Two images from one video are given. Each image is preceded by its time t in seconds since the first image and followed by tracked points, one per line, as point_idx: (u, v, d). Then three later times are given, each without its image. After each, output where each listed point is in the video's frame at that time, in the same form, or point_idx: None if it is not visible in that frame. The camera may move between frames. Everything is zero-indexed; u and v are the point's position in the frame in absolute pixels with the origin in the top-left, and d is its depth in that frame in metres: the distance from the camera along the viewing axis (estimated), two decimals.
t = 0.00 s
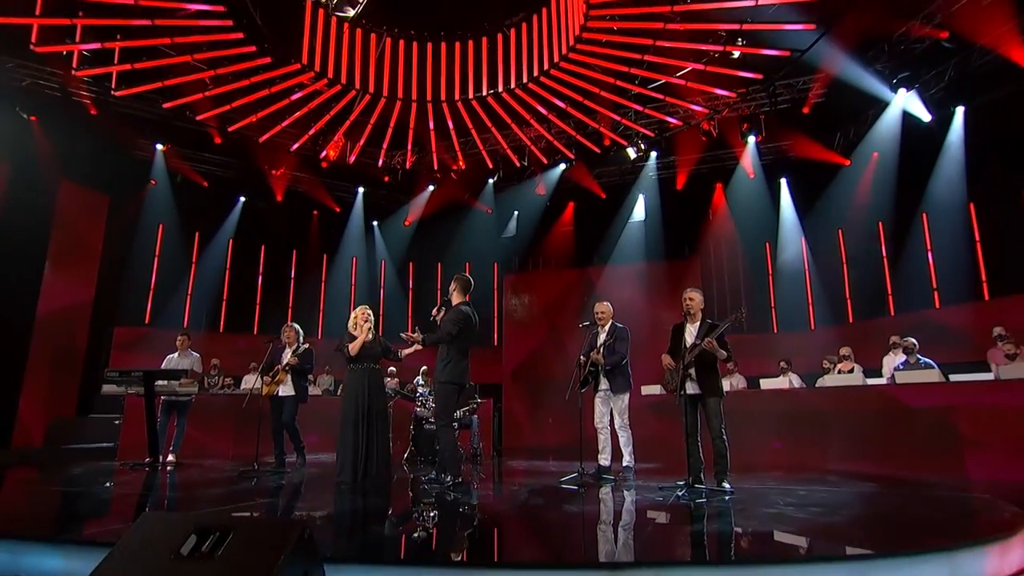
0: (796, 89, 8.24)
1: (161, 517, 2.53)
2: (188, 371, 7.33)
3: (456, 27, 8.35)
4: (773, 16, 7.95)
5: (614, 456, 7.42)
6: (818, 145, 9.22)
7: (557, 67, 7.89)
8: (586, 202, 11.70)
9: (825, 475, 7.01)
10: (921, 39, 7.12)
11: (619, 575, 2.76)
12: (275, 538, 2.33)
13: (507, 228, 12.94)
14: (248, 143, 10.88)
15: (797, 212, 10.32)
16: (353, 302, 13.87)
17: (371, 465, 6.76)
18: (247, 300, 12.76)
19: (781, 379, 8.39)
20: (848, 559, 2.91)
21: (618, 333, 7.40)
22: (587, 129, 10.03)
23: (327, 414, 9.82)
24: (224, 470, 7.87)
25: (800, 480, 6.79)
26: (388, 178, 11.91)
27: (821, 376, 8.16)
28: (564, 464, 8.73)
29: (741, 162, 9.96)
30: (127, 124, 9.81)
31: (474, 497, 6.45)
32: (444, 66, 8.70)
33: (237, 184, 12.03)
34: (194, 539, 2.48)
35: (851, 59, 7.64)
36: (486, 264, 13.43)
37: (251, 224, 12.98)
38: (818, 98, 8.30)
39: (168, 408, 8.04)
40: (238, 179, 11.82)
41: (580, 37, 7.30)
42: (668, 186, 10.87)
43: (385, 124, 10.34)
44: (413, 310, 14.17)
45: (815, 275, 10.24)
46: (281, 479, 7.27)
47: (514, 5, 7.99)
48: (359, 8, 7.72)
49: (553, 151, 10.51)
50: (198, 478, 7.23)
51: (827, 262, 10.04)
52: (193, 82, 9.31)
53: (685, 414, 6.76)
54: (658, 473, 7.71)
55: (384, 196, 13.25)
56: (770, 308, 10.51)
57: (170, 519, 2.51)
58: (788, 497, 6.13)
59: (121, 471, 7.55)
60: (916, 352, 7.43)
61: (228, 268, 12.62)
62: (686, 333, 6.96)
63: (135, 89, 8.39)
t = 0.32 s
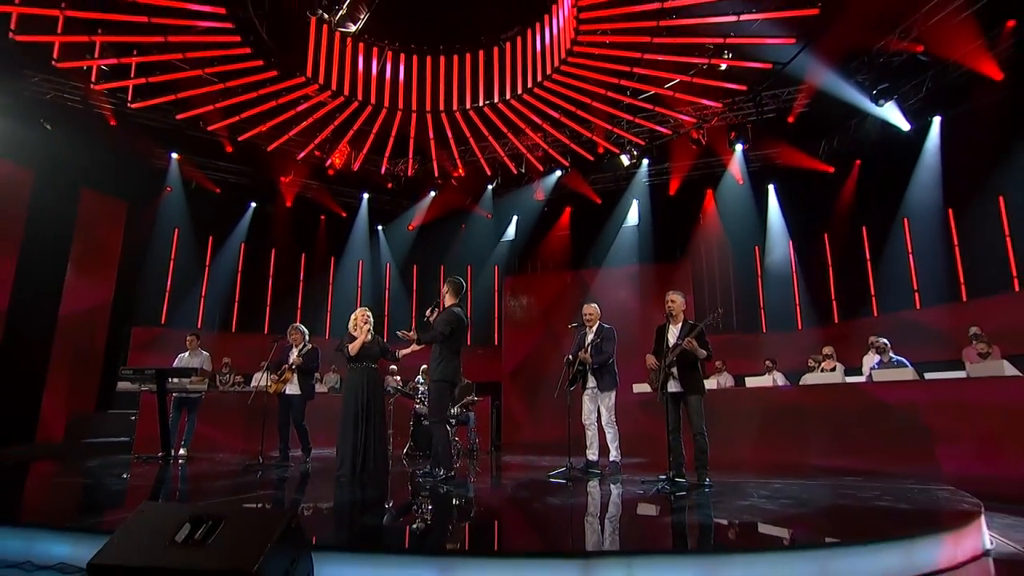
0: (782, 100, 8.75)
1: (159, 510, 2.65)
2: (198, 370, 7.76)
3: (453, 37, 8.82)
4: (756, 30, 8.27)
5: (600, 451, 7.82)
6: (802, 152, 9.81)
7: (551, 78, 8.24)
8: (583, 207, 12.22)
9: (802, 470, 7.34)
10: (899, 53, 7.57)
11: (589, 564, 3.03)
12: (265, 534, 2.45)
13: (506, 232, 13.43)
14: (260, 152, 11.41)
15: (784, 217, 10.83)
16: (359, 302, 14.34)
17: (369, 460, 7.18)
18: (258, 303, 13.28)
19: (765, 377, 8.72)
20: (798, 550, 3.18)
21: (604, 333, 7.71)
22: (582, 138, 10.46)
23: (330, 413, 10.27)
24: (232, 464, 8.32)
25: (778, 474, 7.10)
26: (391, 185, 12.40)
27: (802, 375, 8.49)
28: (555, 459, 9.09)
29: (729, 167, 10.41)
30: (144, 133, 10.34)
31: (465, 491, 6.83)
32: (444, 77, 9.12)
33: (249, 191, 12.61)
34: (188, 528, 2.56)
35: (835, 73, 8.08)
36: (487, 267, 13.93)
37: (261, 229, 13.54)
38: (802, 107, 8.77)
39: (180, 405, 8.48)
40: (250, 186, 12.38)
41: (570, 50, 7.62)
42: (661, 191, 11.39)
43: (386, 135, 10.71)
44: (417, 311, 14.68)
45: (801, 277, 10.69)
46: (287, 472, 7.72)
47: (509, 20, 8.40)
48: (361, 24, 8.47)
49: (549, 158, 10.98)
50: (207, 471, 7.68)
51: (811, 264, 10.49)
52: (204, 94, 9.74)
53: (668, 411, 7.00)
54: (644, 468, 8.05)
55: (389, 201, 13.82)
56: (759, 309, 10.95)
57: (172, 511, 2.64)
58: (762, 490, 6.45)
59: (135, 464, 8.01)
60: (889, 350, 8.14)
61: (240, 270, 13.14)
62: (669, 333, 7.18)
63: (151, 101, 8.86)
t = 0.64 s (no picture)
0: (769, 108, 9.11)
1: (156, 502, 2.86)
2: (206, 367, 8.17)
3: (452, 51, 9.08)
4: (740, 42, 8.59)
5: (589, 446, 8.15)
6: (789, 161, 10.26)
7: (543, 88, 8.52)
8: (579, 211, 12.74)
9: (783, 465, 7.61)
10: (879, 65, 7.99)
11: (564, 555, 3.19)
12: (254, 522, 2.66)
13: (506, 236, 14.13)
14: (268, 160, 11.89)
15: (773, 221, 11.22)
16: (364, 302, 14.79)
17: (366, 454, 7.56)
18: (266, 304, 13.75)
19: (751, 376, 8.99)
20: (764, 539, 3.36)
21: (592, 333, 8.02)
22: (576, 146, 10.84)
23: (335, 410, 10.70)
24: (238, 458, 8.74)
25: (759, 469, 7.37)
26: (393, 189, 12.83)
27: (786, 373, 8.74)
28: (548, 454, 9.52)
29: (718, 174, 10.79)
30: (158, 142, 10.82)
31: (457, 483, 7.18)
32: (442, 86, 9.46)
33: (257, 197, 13.10)
34: (182, 517, 2.79)
35: (820, 86, 8.59)
36: (488, 270, 14.35)
37: (269, 232, 14.04)
38: (788, 116, 9.17)
39: (189, 402, 8.91)
40: (258, 192, 12.87)
41: (564, 65, 7.95)
42: (654, 197, 11.82)
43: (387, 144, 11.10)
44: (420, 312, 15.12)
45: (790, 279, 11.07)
46: (291, 466, 8.14)
47: (505, 32, 8.70)
48: (361, 37, 8.54)
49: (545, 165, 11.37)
50: (215, 465, 8.09)
51: (800, 266, 10.91)
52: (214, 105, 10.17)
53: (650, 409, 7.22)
54: (632, 463, 8.37)
55: (392, 206, 14.29)
56: (750, 309, 11.40)
57: (168, 503, 2.86)
58: (740, 484, 6.73)
59: (147, 458, 8.44)
60: (870, 351, 8.41)
61: (249, 272, 13.63)
62: (652, 334, 7.36)
63: (162, 112, 9.25)
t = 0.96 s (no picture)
0: (756, 116, 9.51)
1: (158, 494, 3.08)
2: (213, 366, 8.63)
3: (449, 63, 9.40)
4: (727, 54, 8.77)
5: (579, 441, 8.53)
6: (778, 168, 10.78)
7: (536, 99, 8.83)
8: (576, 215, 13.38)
9: (764, 459, 7.91)
10: (859, 76, 8.42)
11: (541, 544, 3.34)
12: (245, 515, 2.87)
13: (504, 239, 14.77)
14: (276, 168, 12.36)
15: (759, 224, 11.88)
16: (369, 303, 15.21)
17: (364, 450, 7.96)
18: (275, 305, 14.25)
19: (737, 375, 9.28)
20: (727, 529, 3.55)
21: (581, 332, 8.33)
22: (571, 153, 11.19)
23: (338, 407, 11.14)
24: (244, 452, 9.17)
25: (742, 463, 7.65)
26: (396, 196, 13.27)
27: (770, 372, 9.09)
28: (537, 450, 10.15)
29: (706, 179, 11.21)
30: (172, 151, 11.34)
31: (450, 477, 7.48)
32: (440, 95, 9.70)
33: (266, 203, 13.60)
34: (179, 506, 3.04)
35: (804, 95, 8.95)
36: (487, 273, 14.93)
37: (277, 237, 14.53)
38: (775, 123, 9.54)
39: (198, 399, 9.36)
40: (266, 199, 13.37)
41: (553, 79, 8.19)
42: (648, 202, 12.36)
43: (387, 152, 11.43)
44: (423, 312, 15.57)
45: (778, 281, 11.62)
46: (297, 460, 8.57)
47: (500, 45, 9.03)
48: (361, 50, 8.75)
49: (540, 171, 11.75)
50: (223, 459, 8.52)
51: (787, 269, 11.49)
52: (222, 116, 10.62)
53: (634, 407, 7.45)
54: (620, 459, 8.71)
55: (395, 211, 14.75)
56: (738, 311, 11.91)
57: (169, 495, 3.09)
58: (719, 477, 7.03)
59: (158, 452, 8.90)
60: (855, 349, 8.68)
61: (259, 275, 14.13)
62: (636, 334, 7.47)
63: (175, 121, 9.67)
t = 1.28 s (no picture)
0: (743, 124, 9.83)
1: (154, 487, 3.36)
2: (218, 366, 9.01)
3: (447, 74, 9.64)
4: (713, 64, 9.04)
5: (568, 439, 8.83)
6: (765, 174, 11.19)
7: (528, 108, 9.09)
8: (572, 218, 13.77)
9: (746, 455, 8.16)
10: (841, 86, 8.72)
11: (518, 536, 3.56)
12: (234, 508, 3.13)
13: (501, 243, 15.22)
14: (282, 175, 12.79)
15: (748, 227, 12.30)
16: (371, 306, 15.62)
17: (362, 445, 8.34)
18: (281, 308, 14.71)
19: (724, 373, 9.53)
20: (691, 521, 3.78)
21: (570, 333, 8.61)
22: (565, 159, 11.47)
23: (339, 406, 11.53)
24: (248, 449, 9.56)
25: (723, 459, 7.91)
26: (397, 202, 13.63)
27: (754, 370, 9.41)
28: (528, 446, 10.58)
29: (695, 184, 11.67)
30: (182, 159, 11.80)
31: (444, 472, 7.83)
32: (437, 105, 9.95)
33: (272, 209, 14.04)
34: (175, 499, 3.29)
35: (790, 104, 9.28)
36: (487, 274, 15.49)
37: (282, 241, 14.97)
38: (762, 131, 9.86)
39: (205, 398, 9.77)
40: (273, 204, 13.80)
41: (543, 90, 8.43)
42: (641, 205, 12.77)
43: (387, 158, 11.77)
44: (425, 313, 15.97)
45: (767, 283, 12.01)
46: (297, 456, 8.97)
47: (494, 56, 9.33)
48: (361, 62, 9.16)
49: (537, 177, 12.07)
50: (227, 456, 8.92)
51: (776, 272, 11.89)
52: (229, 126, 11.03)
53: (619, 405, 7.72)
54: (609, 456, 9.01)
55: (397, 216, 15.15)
56: (729, 311, 12.40)
57: (163, 488, 3.36)
58: (699, 472, 7.30)
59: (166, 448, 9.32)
60: (839, 348, 8.88)
61: (266, 278, 14.61)
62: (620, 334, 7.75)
63: (183, 132, 10.06)
